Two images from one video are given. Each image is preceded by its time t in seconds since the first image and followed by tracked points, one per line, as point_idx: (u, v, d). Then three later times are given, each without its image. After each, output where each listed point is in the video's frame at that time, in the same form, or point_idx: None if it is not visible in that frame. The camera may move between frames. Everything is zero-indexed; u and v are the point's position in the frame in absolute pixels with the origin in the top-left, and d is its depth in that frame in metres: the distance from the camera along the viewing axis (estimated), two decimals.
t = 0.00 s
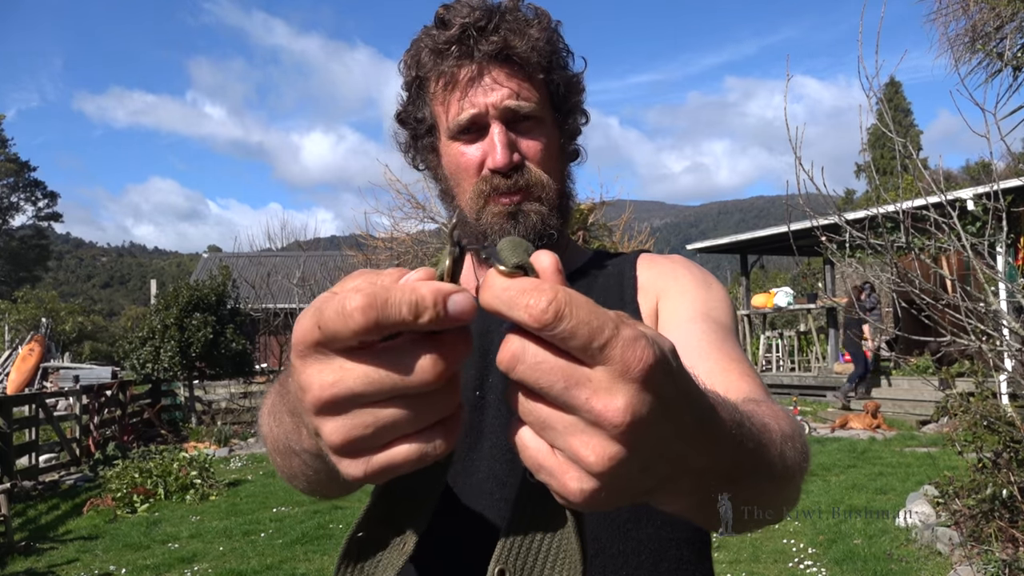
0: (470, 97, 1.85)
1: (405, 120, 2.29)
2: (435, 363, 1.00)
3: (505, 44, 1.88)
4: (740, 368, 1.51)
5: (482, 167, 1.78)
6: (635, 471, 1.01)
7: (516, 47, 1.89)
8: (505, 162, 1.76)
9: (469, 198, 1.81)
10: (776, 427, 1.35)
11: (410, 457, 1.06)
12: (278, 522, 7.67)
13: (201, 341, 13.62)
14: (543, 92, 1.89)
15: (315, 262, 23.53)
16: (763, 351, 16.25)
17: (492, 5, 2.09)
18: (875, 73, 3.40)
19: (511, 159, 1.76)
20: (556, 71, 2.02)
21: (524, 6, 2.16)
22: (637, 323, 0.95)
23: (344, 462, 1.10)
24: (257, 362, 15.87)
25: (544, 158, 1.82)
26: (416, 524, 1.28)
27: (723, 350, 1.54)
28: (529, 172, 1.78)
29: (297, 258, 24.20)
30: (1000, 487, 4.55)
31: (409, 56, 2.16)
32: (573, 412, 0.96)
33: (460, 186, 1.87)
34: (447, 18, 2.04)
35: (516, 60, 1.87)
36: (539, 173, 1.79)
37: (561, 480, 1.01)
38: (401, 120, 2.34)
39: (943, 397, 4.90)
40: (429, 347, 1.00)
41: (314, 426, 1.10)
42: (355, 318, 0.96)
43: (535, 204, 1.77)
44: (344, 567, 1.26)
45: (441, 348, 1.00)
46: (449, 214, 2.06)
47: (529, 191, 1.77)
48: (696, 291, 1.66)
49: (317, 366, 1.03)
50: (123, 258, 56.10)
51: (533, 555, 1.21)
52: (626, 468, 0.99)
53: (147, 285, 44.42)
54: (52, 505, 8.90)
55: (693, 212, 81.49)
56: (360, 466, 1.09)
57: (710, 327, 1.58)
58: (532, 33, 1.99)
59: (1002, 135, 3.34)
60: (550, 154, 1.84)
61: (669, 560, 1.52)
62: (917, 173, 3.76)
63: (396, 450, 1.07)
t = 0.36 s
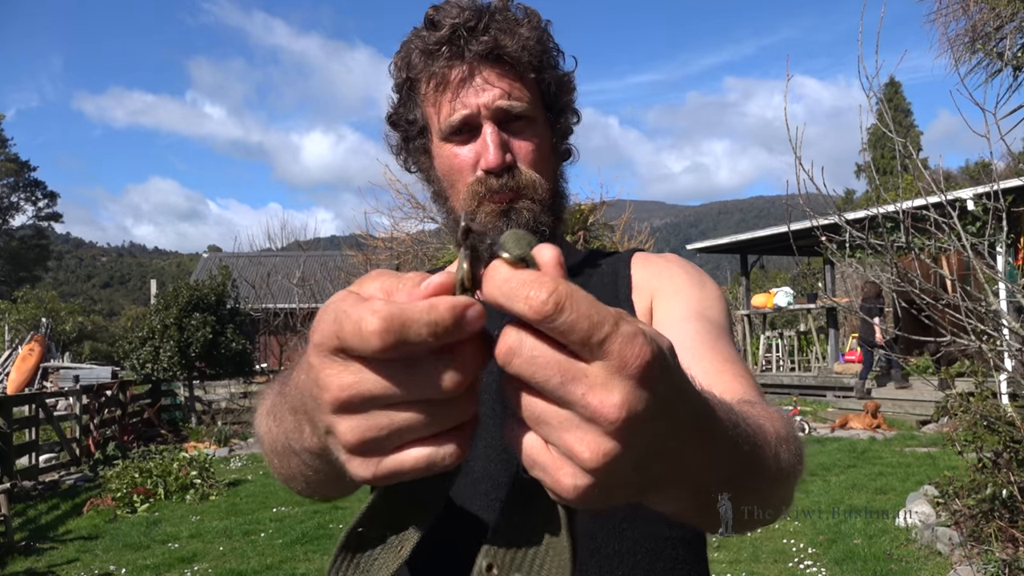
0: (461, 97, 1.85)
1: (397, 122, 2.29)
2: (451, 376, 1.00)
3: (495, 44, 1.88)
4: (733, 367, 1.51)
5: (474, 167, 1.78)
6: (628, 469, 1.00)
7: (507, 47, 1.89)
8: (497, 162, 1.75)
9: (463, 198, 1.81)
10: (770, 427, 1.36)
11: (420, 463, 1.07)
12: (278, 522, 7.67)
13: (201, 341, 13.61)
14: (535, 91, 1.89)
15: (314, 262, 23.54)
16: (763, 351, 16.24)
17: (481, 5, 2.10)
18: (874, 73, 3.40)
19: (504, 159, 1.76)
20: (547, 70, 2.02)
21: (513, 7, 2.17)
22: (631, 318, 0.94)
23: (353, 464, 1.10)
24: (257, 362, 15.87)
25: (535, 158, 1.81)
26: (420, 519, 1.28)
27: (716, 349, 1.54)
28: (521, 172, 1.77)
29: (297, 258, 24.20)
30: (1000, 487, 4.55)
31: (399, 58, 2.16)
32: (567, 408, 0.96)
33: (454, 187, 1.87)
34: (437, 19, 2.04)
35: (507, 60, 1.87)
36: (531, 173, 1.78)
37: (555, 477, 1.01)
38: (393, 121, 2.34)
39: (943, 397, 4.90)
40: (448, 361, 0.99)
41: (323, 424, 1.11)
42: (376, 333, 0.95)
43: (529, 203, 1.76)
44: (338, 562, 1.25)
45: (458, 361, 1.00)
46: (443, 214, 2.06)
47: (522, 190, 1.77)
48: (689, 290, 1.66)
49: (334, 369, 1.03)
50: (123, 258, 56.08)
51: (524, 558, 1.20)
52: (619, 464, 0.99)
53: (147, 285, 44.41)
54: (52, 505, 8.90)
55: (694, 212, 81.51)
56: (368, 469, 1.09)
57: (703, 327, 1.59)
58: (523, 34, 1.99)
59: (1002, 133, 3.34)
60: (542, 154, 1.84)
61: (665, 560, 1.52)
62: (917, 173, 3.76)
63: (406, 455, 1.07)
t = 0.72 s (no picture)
0: (459, 99, 1.85)
1: (393, 123, 2.29)
2: (385, 354, 0.99)
3: (492, 45, 1.88)
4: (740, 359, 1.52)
5: (472, 170, 1.78)
6: (697, 437, 1.01)
7: (503, 48, 1.89)
8: (496, 165, 1.75)
9: (460, 202, 1.81)
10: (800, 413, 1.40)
11: (326, 435, 1.08)
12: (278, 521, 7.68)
13: (201, 340, 13.63)
14: (532, 93, 1.89)
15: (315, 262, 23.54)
16: (763, 351, 16.24)
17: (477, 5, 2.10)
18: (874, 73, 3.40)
19: (502, 161, 1.76)
20: (543, 71, 2.03)
21: (509, 7, 2.16)
22: (662, 292, 0.96)
23: (269, 419, 1.13)
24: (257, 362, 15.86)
25: (533, 159, 1.82)
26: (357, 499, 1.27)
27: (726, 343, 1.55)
28: (520, 173, 1.78)
29: (297, 258, 24.22)
30: (1000, 487, 4.55)
31: (396, 58, 2.15)
32: (630, 390, 0.96)
33: (452, 189, 1.87)
34: (433, 20, 2.04)
35: (504, 60, 1.87)
36: (530, 174, 1.79)
37: (628, 459, 0.99)
38: (389, 122, 2.34)
39: (943, 397, 4.90)
40: (389, 334, 0.99)
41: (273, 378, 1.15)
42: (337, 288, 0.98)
43: (529, 207, 1.76)
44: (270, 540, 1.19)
45: (401, 344, 0.99)
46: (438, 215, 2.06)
47: (521, 194, 1.77)
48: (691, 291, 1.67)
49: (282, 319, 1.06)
50: (123, 258, 56.09)
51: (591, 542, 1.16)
52: (690, 435, 0.99)
53: (148, 285, 44.41)
54: (52, 505, 8.90)
55: (693, 212, 81.54)
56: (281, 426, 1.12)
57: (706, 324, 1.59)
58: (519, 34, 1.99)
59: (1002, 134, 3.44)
60: (540, 155, 1.85)
61: (660, 562, 1.52)
62: (917, 173, 3.76)
63: (315, 422, 1.08)
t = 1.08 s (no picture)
0: (462, 98, 1.85)
1: (397, 123, 2.29)
2: (382, 248, 1.12)
3: (496, 45, 1.89)
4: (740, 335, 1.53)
5: (474, 169, 1.77)
6: (710, 361, 1.07)
7: (508, 49, 1.91)
8: (498, 164, 1.74)
9: (461, 200, 1.80)
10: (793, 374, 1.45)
11: (329, 342, 1.14)
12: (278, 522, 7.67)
13: (201, 341, 13.63)
14: (534, 94, 1.89)
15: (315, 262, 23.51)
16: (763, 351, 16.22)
17: (481, 6, 2.10)
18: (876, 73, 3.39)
19: (504, 160, 1.75)
20: (546, 71, 2.03)
21: (513, 8, 2.17)
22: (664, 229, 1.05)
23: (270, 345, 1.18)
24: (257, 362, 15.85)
25: (535, 159, 1.82)
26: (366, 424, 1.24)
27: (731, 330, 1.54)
28: (522, 171, 1.76)
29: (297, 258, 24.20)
30: (1001, 487, 4.55)
31: (399, 60, 2.16)
32: (636, 319, 1.04)
33: (452, 189, 1.86)
34: (438, 20, 2.04)
35: (508, 61, 1.89)
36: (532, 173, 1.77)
37: (650, 390, 1.04)
38: (392, 121, 2.34)
39: (943, 397, 4.90)
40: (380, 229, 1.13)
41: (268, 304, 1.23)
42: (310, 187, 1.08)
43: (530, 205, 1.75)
44: (265, 515, 1.19)
45: (392, 237, 1.13)
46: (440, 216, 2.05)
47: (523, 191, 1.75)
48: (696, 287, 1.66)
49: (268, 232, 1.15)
50: (124, 258, 56.07)
51: (598, 479, 1.22)
52: (701, 359, 1.05)
53: (148, 285, 44.37)
54: (52, 505, 8.90)
55: (694, 213, 81.64)
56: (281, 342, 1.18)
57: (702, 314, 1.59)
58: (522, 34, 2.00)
59: (1001, 133, 3.45)
60: (542, 155, 1.84)
61: (658, 561, 1.52)
62: (917, 173, 3.76)
63: (317, 332, 1.15)
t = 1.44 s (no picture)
0: (469, 101, 1.84)
1: (404, 125, 2.29)
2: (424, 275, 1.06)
3: (504, 50, 1.90)
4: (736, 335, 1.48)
5: (481, 172, 1.73)
6: (693, 351, 1.09)
7: (515, 53, 1.92)
8: (505, 167, 1.70)
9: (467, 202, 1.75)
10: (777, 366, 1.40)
11: (364, 359, 1.09)
12: (278, 522, 7.67)
13: (201, 341, 13.64)
14: (541, 98, 1.90)
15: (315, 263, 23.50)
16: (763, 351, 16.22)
17: (489, 11, 2.10)
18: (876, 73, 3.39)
19: (512, 163, 1.72)
20: (551, 73, 2.04)
21: (520, 13, 2.17)
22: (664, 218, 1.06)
23: (295, 356, 1.15)
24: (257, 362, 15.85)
25: (543, 162, 1.78)
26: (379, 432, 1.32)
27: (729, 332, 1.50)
28: (529, 174, 1.74)
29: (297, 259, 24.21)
30: (1001, 487, 4.55)
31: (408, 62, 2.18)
32: (633, 301, 1.03)
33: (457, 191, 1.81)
34: (446, 24, 2.04)
35: (515, 65, 1.90)
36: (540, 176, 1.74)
37: (637, 373, 1.04)
38: (399, 123, 2.34)
39: (943, 397, 4.89)
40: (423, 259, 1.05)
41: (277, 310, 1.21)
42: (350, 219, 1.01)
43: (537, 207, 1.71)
44: (305, 512, 1.26)
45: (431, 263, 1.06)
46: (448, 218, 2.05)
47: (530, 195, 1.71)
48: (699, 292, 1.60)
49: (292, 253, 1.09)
50: (124, 258, 56.05)
51: (599, 458, 1.23)
52: (686, 346, 1.05)
53: (148, 285, 44.37)
54: (52, 505, 8.90)
55: (694, 213, 81.69)
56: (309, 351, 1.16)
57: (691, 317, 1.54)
58: (530, 38, 2.01)
59: (1002, 133, 3.44)
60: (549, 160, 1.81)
61: (659, 561, 1.52)
62: (917, 173, 3.76)
63: (353, 350, 1.10)
